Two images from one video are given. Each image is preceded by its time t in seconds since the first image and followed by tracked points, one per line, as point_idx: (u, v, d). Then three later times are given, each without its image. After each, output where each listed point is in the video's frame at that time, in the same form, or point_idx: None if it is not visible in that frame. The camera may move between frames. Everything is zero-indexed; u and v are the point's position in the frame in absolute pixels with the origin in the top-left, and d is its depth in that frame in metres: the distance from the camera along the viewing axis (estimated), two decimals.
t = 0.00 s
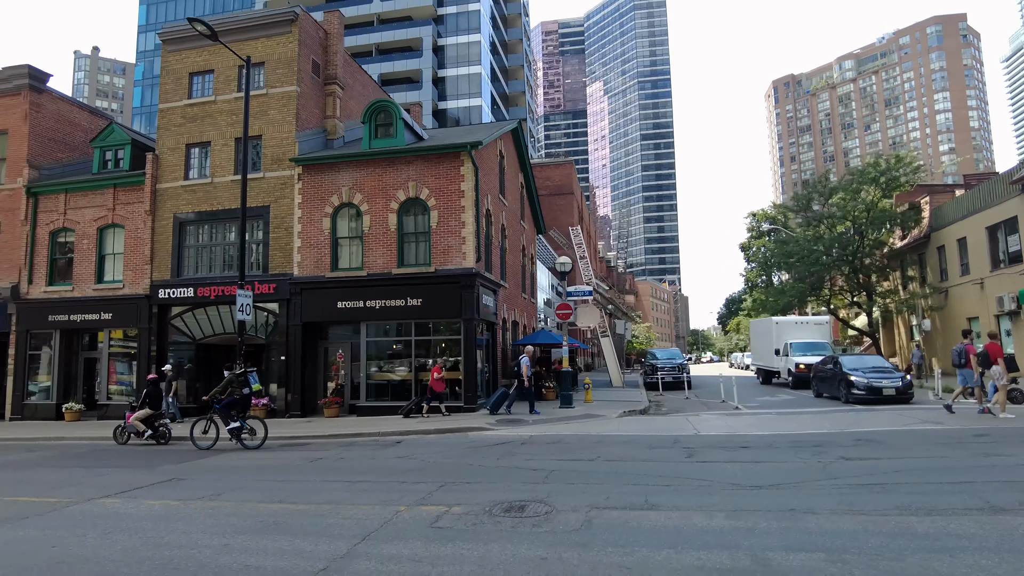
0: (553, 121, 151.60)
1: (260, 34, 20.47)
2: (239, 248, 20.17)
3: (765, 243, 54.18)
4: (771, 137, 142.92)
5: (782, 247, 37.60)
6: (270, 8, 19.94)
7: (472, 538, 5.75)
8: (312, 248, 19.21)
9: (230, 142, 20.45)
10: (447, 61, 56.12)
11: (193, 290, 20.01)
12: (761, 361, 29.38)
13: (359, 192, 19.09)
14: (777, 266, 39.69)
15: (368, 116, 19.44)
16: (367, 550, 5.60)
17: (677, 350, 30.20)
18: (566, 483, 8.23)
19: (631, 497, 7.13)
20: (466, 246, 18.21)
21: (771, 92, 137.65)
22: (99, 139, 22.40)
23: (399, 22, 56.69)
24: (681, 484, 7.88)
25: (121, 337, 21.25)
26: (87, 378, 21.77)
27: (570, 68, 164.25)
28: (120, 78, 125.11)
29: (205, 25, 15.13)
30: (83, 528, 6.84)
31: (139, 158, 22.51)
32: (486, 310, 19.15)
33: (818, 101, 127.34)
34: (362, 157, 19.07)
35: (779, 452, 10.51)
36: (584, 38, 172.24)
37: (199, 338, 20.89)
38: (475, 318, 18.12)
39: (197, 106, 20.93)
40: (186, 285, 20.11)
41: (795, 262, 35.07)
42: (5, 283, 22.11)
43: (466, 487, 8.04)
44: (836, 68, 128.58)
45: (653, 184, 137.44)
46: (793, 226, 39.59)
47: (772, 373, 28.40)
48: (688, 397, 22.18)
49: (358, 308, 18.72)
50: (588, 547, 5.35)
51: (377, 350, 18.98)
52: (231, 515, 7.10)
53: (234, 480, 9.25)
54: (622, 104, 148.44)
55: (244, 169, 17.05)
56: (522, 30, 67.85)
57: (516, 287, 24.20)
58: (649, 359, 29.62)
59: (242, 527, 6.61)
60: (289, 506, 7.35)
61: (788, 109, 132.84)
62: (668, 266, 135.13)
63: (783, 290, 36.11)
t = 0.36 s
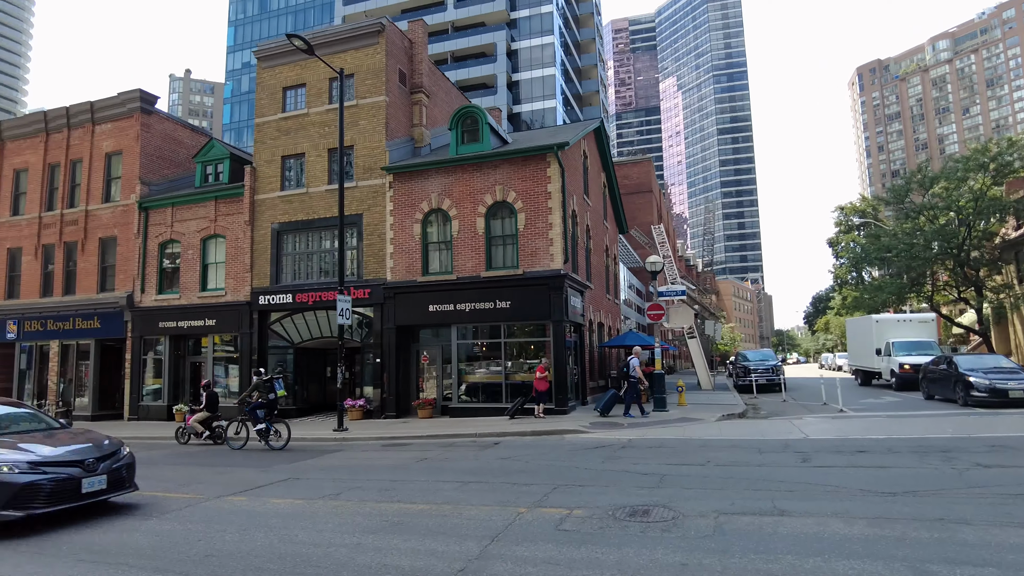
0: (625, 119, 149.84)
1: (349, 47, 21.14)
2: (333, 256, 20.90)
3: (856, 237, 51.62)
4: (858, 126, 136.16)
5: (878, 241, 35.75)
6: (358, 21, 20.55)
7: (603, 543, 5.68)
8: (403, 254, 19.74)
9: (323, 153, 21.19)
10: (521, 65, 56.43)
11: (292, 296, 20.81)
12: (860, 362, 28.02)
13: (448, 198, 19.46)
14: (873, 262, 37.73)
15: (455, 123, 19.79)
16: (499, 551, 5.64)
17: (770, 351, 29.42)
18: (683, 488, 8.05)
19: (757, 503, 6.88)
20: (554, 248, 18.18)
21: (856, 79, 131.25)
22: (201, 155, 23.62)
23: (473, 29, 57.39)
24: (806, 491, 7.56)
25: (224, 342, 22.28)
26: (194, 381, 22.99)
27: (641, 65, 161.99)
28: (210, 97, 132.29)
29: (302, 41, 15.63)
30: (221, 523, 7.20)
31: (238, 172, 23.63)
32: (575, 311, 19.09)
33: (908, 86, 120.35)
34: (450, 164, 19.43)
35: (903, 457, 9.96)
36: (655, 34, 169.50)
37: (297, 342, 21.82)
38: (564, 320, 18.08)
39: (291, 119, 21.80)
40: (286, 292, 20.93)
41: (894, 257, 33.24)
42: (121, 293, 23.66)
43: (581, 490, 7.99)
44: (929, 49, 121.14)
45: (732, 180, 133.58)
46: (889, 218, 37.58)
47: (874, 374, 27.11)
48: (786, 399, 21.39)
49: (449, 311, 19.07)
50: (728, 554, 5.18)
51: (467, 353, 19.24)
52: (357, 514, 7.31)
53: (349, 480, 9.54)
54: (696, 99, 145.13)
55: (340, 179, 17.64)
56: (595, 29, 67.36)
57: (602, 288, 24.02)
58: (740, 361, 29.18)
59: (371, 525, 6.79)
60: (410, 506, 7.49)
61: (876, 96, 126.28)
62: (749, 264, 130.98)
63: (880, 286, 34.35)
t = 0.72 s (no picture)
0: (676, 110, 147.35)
1: (409, 43, 21.23)
2: (397, 252, 21.05)
3: (928, 225, 49.28)
4: (922, 109, 130.23)
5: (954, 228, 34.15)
6: (417, 17, 20.63)
7: (716, 536, 5.42)
8: (466, 248, 19.72)
9: (385, 150, 21.34)
10: (572, 58, 56.06)
11: (357, 292, 21.07)
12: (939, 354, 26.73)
13: (510, 191, 19.31)
14: (949, 249, 35.94)
15: (515, 114, 19.69)
16: (607, 542, 5.45)
17: (840, 343, 28.45)
18: (783, 481, 7.70)
19: (871, 497, 6.50)
20: (619, 238, 17.82)
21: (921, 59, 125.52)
22: (265, 156, 24.08)
23: (523, 24, 57.21)
24: (922, 485, 7.10)
25: (292, 339, 22.65)
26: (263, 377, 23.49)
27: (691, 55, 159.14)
28: (265, 103, 135.92)
29: (367, 37, 15.70)
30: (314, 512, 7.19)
31: (301, 172, 24.03)
32: (641, 303, 18.69)
33: (978, 65, 114.31)
34: (512, 156, 19.29)
35: (1017, 450, 9.32)
36: (705, 23, 166.03)
37: (363, 338, 22.09)
38: (632, 312, 17.70)
39: (353, 117, 22.03)
40: (351, 288, 21.21)
41: (974, 244, 31.58)
42: (191, 292, 24.33)
43: (676, 483, 7.72)
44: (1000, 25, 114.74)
45: (788, 169, 129.73)
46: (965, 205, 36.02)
47: (954, 367, 25.85)
48: (864, 393, 20.49)
49: (513, 305, 18.94)
50: (857, 549, 4.87)
51: (532, 346, 19.07)
52: (449, 504, 7.23)
53: (433, 471, 9.50)
54: (749, 88, 141.55)
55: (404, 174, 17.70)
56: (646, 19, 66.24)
57: (666, 280, 23.55)
58: (809, 353, 28.21)
59: (467, 516, 6.67)
60: (503, 498, 7.36)
61: (943, 77, 120.41)
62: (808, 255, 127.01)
63: (958, 275, 32.73)
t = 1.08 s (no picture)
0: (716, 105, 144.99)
1: (459, 42, 21.18)
2: (448, 252, 20.99)
3: (987, 218, 47.43)
4: (976, 98, 125.47)
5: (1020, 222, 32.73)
6: (467, 16, 20.57)
7: (830, 549, 5.14)
8: (518, 247, 19.54)
9: (435, 150, 21.32)
10: (613, 55, 55.54)
11: (409, 292, 21.14)
12: (1008, 353, 25.63)
13: (562, 188, 19.07)
14: (1014, 244, 34.49)
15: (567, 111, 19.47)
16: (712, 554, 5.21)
17: (901, 342, 27.50)
18: (880, 488, 7.34)
19: (986, 507, 6.13)
20: (676, 235, 17.46)
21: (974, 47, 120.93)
22: (316, 158, 24.30)
23: (563, 21, 56.85)
24: None
25: (344, 339, 22.85)
26: (315, 376, 23.72)
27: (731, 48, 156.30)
28: (306, 107, 138.18)
29: (421, 36, 15.66)
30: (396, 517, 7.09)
31: (351, 173, 24.21)
32: (699, 302, 18.28)
33: None
34: (564, 153, 19.06)
35: None
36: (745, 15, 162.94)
37: (415, 338, 22.15)
38: (690, 311, 17.32)
39: (403, 118, 22.07)
40: (403, 289, 21.29)
41: None
42: (245, 293, 24.68)
43: (765, 490, 7.43)
44: None
45: (834, 163, 126.40)
46: None
47: None
48: (932, 394, 19.72)
49: (566, 304, 18.69)
50: (994, 566, 4.55)
51: (586, 346, 18.85)
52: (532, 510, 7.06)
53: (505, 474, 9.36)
54: (792, 80, 138.39)
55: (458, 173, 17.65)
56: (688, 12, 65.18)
57: (721, 278, 23.05)
58: (868, 352, 27.32)
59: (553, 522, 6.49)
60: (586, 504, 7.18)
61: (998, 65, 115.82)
62: (856, 251, 123.64)
63: None
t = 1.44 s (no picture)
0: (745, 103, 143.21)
1: (496, 41, 21.09)
2: (486, 252, 20.83)
3: None
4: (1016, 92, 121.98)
5: None
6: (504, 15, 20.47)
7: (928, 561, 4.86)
8: (556, 246, 19.30)
9: (472, 150, 21.21)
10: (643, 53, 55.10)
11: (446, 293, 21.03)
12: None
13: (602, 187, 18.81)
14: None
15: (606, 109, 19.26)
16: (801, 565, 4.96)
17: (948, 342, 26.69)
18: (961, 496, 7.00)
19: None
20: (721, 233, 17.16)
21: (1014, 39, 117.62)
22: (352, 161, 24.40)
23: (592, 20, 56.55)
24: None
25: (382, 340, 22.82)
26: (352, 378, 23.71)
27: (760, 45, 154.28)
28: (334, 111, 139.48)
29: (461, 34, 15.56)
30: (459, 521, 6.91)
31: (387, 175, 24.22)
32: (744, 302, 17.91)
33: None
34: (603, 151, 18.83)
35: None
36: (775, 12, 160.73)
37: (452, 339, 22.07)
38: (737, 310, 16.96)
39: (439, 119, 22.03)
40: (441, 289, 21.18)
41: None
42: (282, 295, 24.82)
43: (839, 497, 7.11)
44: None
45: (867, 160, 123.89)
46: None
47: None
48: (987, 396, 19.04)
49: (607, 304, 18.40)
50: None
51: (627, 347, 18.54)
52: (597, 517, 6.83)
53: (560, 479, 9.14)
54: (823, 77, 136.10)
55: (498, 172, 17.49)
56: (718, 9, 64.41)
57: (763, 278, 22.60)
58: (914, 353, 26.56)
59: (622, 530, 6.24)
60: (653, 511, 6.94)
61: None
62: (891, 250, 120.96)
63: None
